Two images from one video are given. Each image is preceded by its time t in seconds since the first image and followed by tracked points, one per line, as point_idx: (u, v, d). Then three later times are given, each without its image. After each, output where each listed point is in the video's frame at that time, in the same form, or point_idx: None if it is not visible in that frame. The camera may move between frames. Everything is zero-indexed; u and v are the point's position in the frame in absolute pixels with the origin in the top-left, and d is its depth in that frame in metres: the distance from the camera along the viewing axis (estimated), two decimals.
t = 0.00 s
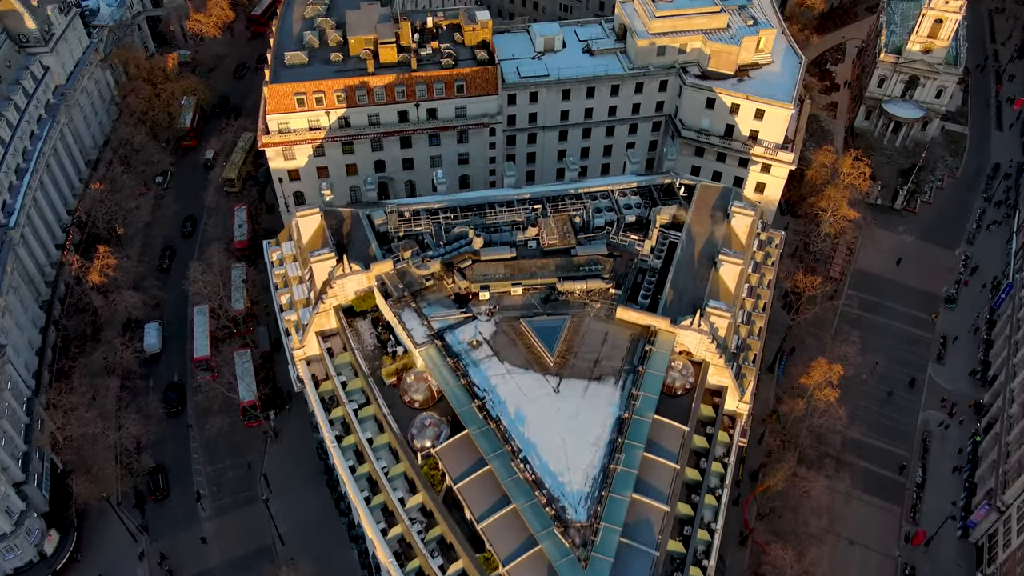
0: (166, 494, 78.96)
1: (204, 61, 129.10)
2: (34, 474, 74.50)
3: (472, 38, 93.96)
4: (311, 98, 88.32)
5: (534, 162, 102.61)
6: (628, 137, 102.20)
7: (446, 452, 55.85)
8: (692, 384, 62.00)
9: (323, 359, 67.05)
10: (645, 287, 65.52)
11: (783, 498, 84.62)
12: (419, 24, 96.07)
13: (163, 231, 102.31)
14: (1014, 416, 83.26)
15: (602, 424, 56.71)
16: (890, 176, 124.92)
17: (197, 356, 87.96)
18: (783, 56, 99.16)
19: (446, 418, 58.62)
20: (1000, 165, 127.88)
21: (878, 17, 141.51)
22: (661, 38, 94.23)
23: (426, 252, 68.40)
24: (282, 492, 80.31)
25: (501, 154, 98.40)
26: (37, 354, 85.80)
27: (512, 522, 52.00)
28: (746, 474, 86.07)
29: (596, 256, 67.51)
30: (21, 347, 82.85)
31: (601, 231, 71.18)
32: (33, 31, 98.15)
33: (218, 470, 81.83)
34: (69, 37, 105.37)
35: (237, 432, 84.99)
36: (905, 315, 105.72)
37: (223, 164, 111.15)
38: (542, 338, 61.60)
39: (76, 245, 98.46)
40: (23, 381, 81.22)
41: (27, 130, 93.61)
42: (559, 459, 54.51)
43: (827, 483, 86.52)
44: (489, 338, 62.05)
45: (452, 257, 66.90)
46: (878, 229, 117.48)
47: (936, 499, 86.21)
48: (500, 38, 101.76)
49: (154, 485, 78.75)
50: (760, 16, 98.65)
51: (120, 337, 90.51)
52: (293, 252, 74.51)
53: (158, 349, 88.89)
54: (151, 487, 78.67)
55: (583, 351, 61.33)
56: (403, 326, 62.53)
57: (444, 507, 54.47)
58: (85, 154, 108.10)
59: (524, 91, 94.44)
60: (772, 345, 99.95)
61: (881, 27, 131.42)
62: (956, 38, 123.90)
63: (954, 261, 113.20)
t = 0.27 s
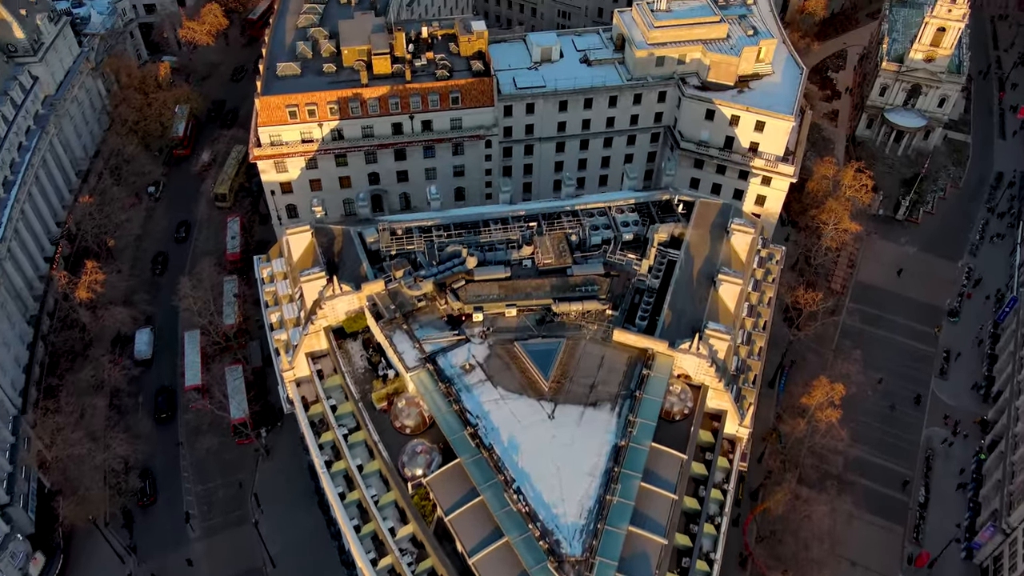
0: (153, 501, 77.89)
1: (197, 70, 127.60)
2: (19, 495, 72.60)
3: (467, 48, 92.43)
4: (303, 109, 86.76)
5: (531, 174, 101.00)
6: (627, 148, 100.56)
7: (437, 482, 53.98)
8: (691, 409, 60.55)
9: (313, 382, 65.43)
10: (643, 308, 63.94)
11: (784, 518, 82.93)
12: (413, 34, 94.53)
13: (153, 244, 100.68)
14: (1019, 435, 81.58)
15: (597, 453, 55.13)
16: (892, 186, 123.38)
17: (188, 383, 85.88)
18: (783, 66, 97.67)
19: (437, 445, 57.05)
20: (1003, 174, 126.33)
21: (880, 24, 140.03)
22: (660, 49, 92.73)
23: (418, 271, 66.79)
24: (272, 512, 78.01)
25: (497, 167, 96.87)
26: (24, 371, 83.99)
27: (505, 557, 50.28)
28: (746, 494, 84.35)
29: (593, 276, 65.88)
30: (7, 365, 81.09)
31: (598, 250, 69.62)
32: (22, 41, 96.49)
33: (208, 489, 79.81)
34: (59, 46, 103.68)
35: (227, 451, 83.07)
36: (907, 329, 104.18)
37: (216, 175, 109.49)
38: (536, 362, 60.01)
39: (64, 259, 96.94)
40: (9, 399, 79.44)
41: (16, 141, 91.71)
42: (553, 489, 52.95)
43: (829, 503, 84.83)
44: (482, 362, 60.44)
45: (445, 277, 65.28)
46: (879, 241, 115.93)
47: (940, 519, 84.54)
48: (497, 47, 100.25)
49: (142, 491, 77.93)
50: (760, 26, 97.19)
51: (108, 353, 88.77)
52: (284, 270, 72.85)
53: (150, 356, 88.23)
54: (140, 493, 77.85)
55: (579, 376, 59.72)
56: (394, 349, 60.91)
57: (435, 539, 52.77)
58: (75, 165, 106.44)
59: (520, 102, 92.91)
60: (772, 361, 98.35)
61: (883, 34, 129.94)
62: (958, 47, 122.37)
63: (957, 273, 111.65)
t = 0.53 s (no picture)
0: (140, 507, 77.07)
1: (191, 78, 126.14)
2: (4, 517, 70.84)
3: (463, 59, 90.86)
4: (295, 122, 85.21)
5: (528, 186, 99.40)
6: (625, 160, 98.92)
7: (427, 513, 52.65)
8: (690, 435, 58.99)
9: (302, 405, 63.78)
10: (640, 329, 62.37)
11: (785, 539, 81.27)
12: (408, 45, 92.98)
13: (144, 257, 99.11)
14: None
15: (593, 484, 53.48)
16: (894, 196, 121.81)
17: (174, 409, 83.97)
18: (784, 77, 96.12)
19: (428, 474, 55.49)
20: (1006, 184, 124.66)
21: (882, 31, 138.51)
22: (658, 59, 91.17)
23: (410, 292, 65.17)
24: (263, 533, 76.16)
25: (493, 179, 95.28)
26: (10, 388, 82.37)
27: None
28: (746, 514, 82.76)
29: (589, 297, 64.26)
30: None
31: (594, 269, 68.10)
32: (10, 51, 94.82)
33: (198, 508, 77.86)
34: (48, 56, 102.06)
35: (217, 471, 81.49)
36: (910, 343, 102.63)
37: (208, 187, 107.87)
38: (530, 387, 58.40)
39: (53, 274, 95.15)
40: None
41: (3, 154, 89.93)
42: (547, 522, 51.29)
43: (830, 523, 83.17)
44: (475, 388, 58.83)
45: (437, 298, 63.64)
46: (882, 252, 114.35)
47: (944, 540, 82.80)
48: (493, 57, 98.69)
49: (128, 497, 77.10)
50: (761, 36, 95.65)
51: (97, 370, 87.10)
52: (274, 288, 71.24)
53: (140, 362, 87.31)
54: (126, 499, 77.00)
55: (574, 402, 58.04)
56: (385, 373, 59.27)
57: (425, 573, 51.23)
58: (66, 176, 104.96)
59: (516, 114, 91.37)
60: (773, 376, 96.79)
61: (885, 42, 128.43)
62: (961, 55, 120.78)
63: (960, 286, 110.01)
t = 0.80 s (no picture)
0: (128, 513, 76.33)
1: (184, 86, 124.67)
2: None
3: (458, 70, 89.32)
4: (287, 135, 83.71)
5: (524, 198, 97.80)
6: (623, 172, 97.30)
7: (417, 546, 50.98)
8: (688, 463, 57.38)
9: (291, 430, 62.15)
10: (638, 352, 60.82)
11: (786, 561, 79.66)
12: (402, 56, 91.42)
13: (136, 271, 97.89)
14: None
15: (589, 516, 51.84)
16: (896, 207, 120.25)
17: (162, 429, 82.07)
18: (785, 88, 94.58)
19: (419, 504, 53.87)
20: (1009, 194, 123.09)
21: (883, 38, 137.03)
22: (657, 70, 89.64)
23: (402, 313, 63.61)
24: (254, 555, 74.38)
25: (489, 192, 93.71)
26: None
27: None
28: (746, 535, 81.25)
29: (585, 319, 62.67)
30: None
31: (590, 289, 66.58)
32: None
33: (187, 529, 76.07)
34: (37, 65, 100.25)
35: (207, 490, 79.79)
36: (912, 357, 101.05)
37: (200, 199, 106.31)
38: (524, 414, 56.82)
39: (41, 288, 93.50)
40: None
41: None
42: (541, 557, 49.66)
43: (833, 544, 81.53)
44: (468, 414, 57.24)
45: (429, 320, 62.07)
46: (883, 264, 112.78)
47: (948, 561, 81.12)
48: (489, 68, 97.16)
49: (118, 502, 76.37)
50: (761, 47, 94.13)
51: (84, 388, 85.38)
52: (263, 307, 69.56)
53: (131, 368, 86.74)
54: (115, 504, 76.26)
55: (569, 429, 56.43)
56: (375, 399, 57.67)
57: None
58: (55, 187, 103.41)
59: (513, 126, 89.83)
60: (773, 393, 95.25)
61: (886, 50, 126.99)
62: (964, 63, 119.21)
63: (963, 298, 108.46)
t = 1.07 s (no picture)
0: (115, 520, 75.42)
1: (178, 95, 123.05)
2: None
3: (453, 82, 87.74)
4: (278, 149, 82.22)
5: (521, 211, 96.22)
6: (621, 184, 95.69)
7: None
8: (686, 492, 55.77)
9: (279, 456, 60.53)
10: (635, 377, 59.22)
11: None
12: (396, 67, 89.83)
13: (126, 285, 96.33)
14: None
15: (583, 550, 50.14)
16: (899, 217, 118.63)
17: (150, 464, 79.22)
18: (786, 99, 93.01)
19: (409, 536, 52.23)
20: (1013, 204, 121.47)
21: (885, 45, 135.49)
22: (655, 82, 88.11)
23: (393, 336, 62.02)
24: None
25: (484, 205, 92.15)
26: None
27: None
28: (746, 556, 79.70)
29: (581, 342, 61.06)
30: None
31: (587, 310, 65.04)
32: None
33: (176, 550, 74.27)
34: (26, 75, 98.25)
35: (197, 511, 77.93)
36: (915, 372, 99.41)
37: (192, 211, 104.68)
38: (518, 442, 55.19)
39: (30, 303, 91.87)
40: None
41: None
42: None
43: (834, 566, 79.90)
44: (460, 442, 55.66)
45: (421, 344, 60.46)
46: (886, 276, 111.17)
47: None
48: (485, 79, 95.60)
49: (104, 510, 75.64)
50: (761, 57, 92.59)
51: (72, 407, 83.76)
52: (252, 327, 67.80)
53: (123, 376, 85.56)
54: (101, 512, 75.53)
55: (564, 458, 54.82)
56: (364, 426, 56.07)
57: None
58: (45, 199, 101.90)
59: (508, 139, 88.30)
60: (774, 410, 93.62)
61: (888, 58, 125.45)
62: (968, 72, 117.57)
63: (967, 311, 106.86)
